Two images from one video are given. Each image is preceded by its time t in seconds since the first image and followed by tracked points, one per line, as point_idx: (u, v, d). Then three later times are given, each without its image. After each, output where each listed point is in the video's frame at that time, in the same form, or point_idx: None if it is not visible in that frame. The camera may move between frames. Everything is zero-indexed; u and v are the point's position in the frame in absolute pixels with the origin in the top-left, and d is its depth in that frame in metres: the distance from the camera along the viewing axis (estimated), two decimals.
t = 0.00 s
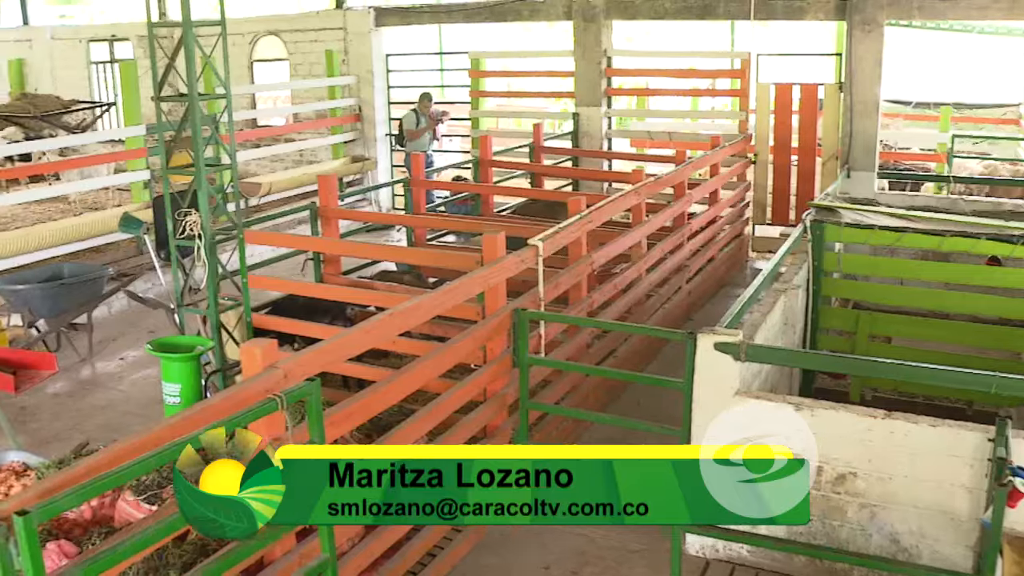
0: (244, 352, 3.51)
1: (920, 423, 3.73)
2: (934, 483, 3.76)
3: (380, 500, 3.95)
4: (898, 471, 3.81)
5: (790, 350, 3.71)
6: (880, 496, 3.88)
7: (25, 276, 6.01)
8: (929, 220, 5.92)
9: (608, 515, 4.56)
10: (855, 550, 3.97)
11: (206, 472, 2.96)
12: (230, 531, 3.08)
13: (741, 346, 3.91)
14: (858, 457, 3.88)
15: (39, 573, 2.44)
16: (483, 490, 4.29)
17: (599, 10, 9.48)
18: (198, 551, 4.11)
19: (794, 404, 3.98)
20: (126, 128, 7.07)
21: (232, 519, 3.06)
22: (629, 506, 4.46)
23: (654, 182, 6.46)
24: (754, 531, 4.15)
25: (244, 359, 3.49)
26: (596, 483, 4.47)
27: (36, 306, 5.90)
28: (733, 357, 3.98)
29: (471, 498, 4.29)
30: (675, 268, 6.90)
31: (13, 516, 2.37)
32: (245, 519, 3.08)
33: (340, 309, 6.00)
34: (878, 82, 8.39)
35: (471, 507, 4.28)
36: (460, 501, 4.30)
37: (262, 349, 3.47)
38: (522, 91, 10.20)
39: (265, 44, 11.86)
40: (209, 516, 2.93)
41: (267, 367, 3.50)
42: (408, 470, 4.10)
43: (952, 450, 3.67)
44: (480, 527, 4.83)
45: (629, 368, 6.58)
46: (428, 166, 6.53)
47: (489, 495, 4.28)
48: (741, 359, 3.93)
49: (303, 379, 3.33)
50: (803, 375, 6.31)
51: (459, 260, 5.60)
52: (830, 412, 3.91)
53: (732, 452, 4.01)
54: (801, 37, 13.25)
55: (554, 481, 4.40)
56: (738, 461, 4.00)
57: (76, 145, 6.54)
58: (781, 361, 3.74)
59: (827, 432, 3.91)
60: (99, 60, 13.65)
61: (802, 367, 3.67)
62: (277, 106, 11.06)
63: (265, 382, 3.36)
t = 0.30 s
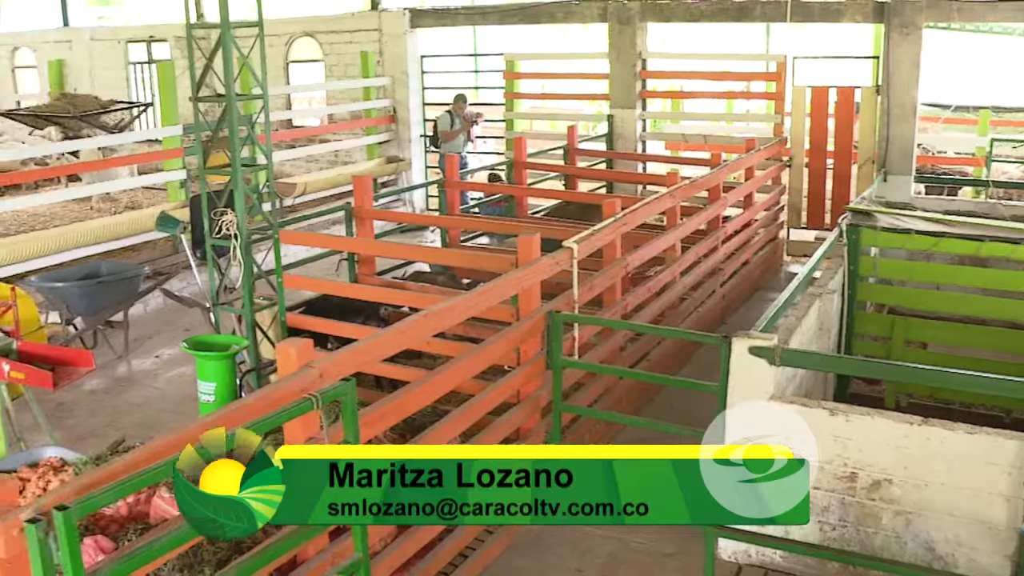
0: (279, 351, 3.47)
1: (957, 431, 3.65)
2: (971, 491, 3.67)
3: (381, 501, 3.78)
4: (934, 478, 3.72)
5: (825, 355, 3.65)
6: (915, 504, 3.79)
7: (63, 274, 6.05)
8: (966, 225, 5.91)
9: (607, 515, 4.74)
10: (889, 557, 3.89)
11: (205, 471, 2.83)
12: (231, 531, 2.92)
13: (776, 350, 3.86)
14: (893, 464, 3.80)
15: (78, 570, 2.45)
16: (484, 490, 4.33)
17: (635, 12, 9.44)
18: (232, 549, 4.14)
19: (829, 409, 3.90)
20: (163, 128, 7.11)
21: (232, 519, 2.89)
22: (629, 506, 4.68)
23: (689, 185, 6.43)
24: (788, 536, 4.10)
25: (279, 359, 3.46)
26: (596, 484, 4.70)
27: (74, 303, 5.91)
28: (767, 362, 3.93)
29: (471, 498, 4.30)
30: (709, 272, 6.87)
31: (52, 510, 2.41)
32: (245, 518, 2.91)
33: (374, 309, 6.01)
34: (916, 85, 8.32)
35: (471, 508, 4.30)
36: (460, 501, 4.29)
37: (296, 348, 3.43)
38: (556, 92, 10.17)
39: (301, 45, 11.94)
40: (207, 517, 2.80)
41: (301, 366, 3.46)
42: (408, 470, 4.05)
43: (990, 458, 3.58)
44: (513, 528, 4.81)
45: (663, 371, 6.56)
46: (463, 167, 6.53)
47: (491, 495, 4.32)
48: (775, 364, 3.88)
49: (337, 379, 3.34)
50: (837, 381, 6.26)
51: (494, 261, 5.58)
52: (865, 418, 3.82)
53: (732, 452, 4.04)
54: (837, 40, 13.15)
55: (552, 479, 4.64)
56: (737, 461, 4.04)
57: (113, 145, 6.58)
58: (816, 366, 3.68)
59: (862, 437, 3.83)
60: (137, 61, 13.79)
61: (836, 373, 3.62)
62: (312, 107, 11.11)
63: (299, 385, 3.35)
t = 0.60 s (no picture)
0: (314, 351, 3.47)
1: (995, 438, 3.59)
2: (1008, 499, 3.61)
3: (382, 500, 3.49)
4: (970, 486, 3.67)
5: (859, 360, 3.61)
6: (951, 512, 3.74)
7: (99, 272, 6.07)
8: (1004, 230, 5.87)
9: (607, 515, 4.70)
10: (925, 565, 3.84)
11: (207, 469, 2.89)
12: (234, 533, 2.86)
13: (810, 355, 3.82)
14: (929, 471, 3.74)
15: (115, 566, 2.47)
16: (484, 491, 4.12)
17: (670, 14, 9.39)
18: (265, 547, 4.16)
19: (864, 415, 3.86)
20: (199, 128, 7.14)
21: (232, 520, 2.87)
22: (629, 506, 4.66)
23: (724, 188, 6.39)
24: (822, 543, 4.06)
25: (315, 358, 3.48)
26: (597, 484, 4.63)
27: (110, 301, 5.93)
28: (802, 366, 3.89)
29: (471, 499, 4.10)
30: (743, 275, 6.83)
31: (90, 507, 2.43)
32: (245, 518, 2.89)
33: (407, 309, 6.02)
34: (954, 88, 8.31)
35: (470, 508, 4.09)
36: (460, 501, 4.08)
37: (333, 347, 3.45)
38: (590, 94, 10.16)
39: (336, 46, 12.02)
40: (207, 516, 2.77)
41: (336, 366, 3.46)
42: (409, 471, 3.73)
43: None
44: (544, 530, 4.80)
45: (696, 374, 6.53)
46: (497, 168, 6.52)
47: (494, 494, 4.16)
48: (810, 368, 3.83)
49: (372, 380, 3.36)
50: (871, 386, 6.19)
51: (527, 263, 5.55)
52: (901, 424, 3.77)
53: (731, 453, 4.13)
54: (873, 42, 13.07)
55: (551, 481, 4.46)
56: (737, 461, 4.11)
57: (150, 144, 6.61)
58: (850, 371, 3.64)
59: (897, 444, 3.78)
60: (173, 62, 13.93)
61: (870, 377, 3.58)
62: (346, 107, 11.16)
63: (333, 385, 3.34)
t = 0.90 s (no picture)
0: (349, 351, 3.51)
1: None
2: None
3: (381, 501, 3.34)
4: (1009, 494, 3.61)
5: (895, 365, 3.59)
6: (989, 520, 3.68)
7: (135, 269, 6.11)
8: None
9: (607, 515, 4.27)
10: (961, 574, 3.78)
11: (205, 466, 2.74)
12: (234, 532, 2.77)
13: (846, 360, 3.80)
14: (966, 478, 3.70)
15: (151, 562, 2.48)
16: (483, 491, 3.72)
17: (705, 16, 9.36)
18: (299, 545, 4.16)
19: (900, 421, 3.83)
20: (235, 128, 7.20)
21: (232, 520, 2.76)
22: (629, 506, 4.26)
23: (759, 191, 6.35)
24: (857, 549, 4.03)
25: (350, 356, 3.50)
26: (597, 484, 4.20)
27: (146, 299, 5.97)
28: (838, 371, 3.87)
29: (470, 498, 3.69)
30: (777, 278, 6.78)
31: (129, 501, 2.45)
32: (245, 518, 2.78)
33: (440, 310, 6.02)
34: (994, 90, 8.24)
35: (469, 507, 3.68)
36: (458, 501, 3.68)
37: (368, 348, 3.47)
38: (626, 96, 10.17)
39: (372, 47, 12.08)
40: (207, 516, 2.68)
41: (372, 366, 3.48)
42: (407, 470, 3.43)
43: None
44: (577, 532, 4.77)
45: (730, 378, 6.49)
46: (531, 169, 6.51)
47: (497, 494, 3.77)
48: (845, 372, 3.83)
49: (408, 379, 3.36)
50: (907, 391, 6.11)
51: (561, 265, 5.54)
52: (938, 431, 3.73)
53: (732, 453, 4.03)
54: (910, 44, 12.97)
55: (554, 482, 3.97)
56: (736, 460, 4.04)
57: (185, 144, 6.65)
58: (886, 376, 3.62)
59: (934, 450, 3.73)
60: (210, 62, 14.06)
61: (907, 383, 3.53)
62: (381, 108, 11.22)
63: (371, 381, 3.38)
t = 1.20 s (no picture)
0: (384, 351, 3.51)
1: None
2: None
3: (381, 501, 3.35)
4: None
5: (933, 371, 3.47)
6: None
7: (171, 267, 6.13)
8: None
9: (607, 514, 4.54)
10: None
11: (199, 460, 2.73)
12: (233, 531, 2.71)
13: (882, 365, 3.69)
14: (1005, 486, 3.54)
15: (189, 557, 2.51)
16: (484, 490, 3.64)
17: (741, 18, 9.31)
18: (333, 543, 4.15)
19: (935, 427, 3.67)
20: (271, 128, 7.25)
21: (231, 519, 2.69)
22: (629, 505, 4.52)
23: (795, 194, 6.31)
24: (891, 557, 3.89)
25: (384, 357, 3.49)
26: (597, 484, 4.43)
27: (181, 297, 5.99)
28: (873, 376, 3.75)
29: (471, 499, 3.55)
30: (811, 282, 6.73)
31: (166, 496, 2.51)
32: (245, 518, 2.71)
33: (474, 310, 6.02)
34: None
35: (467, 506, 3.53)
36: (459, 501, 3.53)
37: (403, 348, 3.45)
38: (660, 97, 10.15)
39: (406, 48, 12.10)
40: (207, 516, 2.59)
41: (406, 367, 3.48)
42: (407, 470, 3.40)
43: None
44: (609, 534, 4.75)
45: (763, 381, 6.45)
46: (566, 171, 6.51)
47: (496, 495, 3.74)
48: (881, 378, 3.72)
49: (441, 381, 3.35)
50: (943, 397, 6.05)
51: (596, 266, 5.53)
52: (976, 437, 3.57)
53: (732, 454, 4.43)
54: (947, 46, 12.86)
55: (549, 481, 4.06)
56: (735, 460, 4.44)
57: (220, 144, 6.69)
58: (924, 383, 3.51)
59: (971, 456, 3.58)
60: (245, 62, 14.15)
61: (944, 389, 3.48)
62: (415, 109, 11.24)
63: (407, 382, 3.38)
